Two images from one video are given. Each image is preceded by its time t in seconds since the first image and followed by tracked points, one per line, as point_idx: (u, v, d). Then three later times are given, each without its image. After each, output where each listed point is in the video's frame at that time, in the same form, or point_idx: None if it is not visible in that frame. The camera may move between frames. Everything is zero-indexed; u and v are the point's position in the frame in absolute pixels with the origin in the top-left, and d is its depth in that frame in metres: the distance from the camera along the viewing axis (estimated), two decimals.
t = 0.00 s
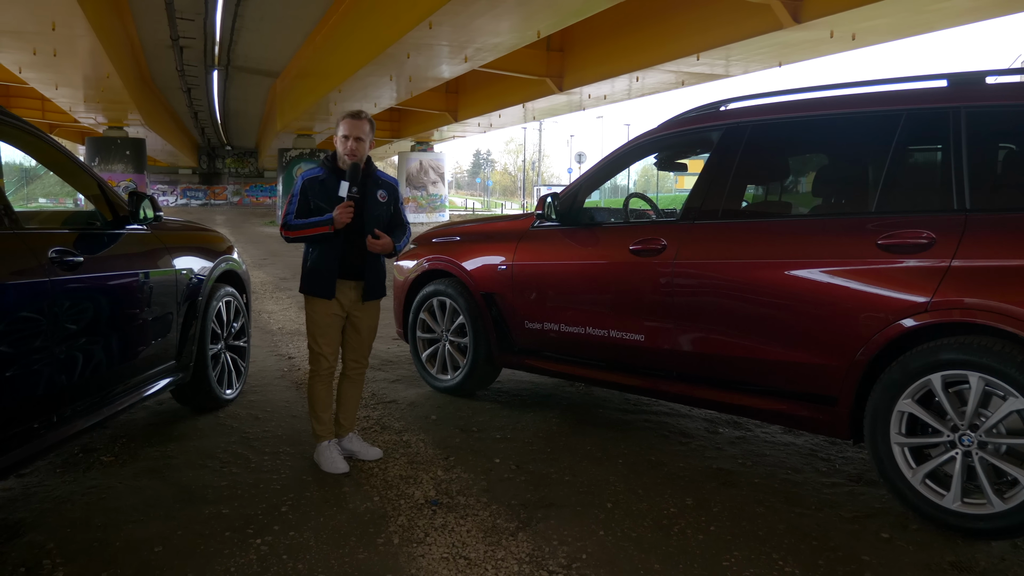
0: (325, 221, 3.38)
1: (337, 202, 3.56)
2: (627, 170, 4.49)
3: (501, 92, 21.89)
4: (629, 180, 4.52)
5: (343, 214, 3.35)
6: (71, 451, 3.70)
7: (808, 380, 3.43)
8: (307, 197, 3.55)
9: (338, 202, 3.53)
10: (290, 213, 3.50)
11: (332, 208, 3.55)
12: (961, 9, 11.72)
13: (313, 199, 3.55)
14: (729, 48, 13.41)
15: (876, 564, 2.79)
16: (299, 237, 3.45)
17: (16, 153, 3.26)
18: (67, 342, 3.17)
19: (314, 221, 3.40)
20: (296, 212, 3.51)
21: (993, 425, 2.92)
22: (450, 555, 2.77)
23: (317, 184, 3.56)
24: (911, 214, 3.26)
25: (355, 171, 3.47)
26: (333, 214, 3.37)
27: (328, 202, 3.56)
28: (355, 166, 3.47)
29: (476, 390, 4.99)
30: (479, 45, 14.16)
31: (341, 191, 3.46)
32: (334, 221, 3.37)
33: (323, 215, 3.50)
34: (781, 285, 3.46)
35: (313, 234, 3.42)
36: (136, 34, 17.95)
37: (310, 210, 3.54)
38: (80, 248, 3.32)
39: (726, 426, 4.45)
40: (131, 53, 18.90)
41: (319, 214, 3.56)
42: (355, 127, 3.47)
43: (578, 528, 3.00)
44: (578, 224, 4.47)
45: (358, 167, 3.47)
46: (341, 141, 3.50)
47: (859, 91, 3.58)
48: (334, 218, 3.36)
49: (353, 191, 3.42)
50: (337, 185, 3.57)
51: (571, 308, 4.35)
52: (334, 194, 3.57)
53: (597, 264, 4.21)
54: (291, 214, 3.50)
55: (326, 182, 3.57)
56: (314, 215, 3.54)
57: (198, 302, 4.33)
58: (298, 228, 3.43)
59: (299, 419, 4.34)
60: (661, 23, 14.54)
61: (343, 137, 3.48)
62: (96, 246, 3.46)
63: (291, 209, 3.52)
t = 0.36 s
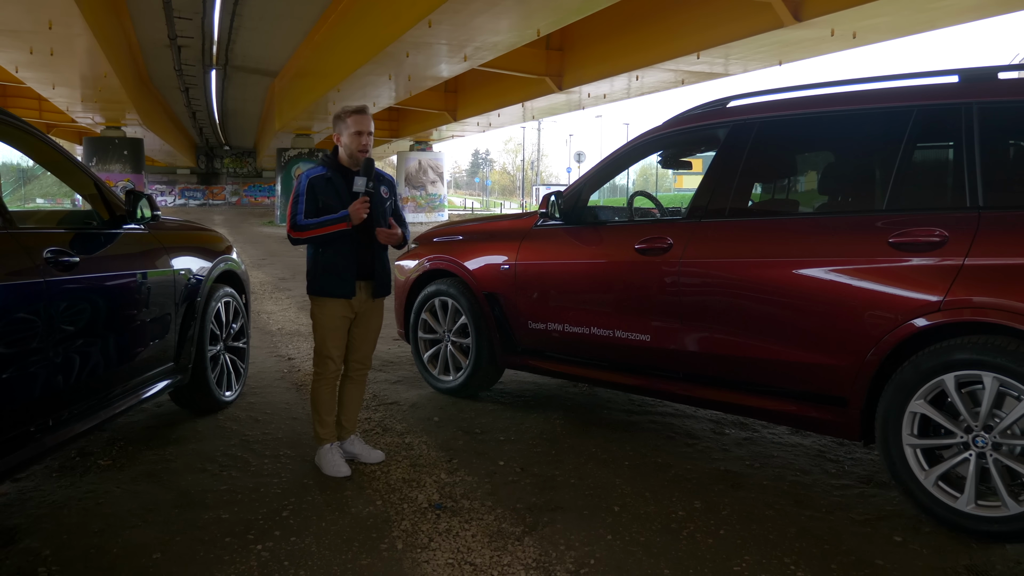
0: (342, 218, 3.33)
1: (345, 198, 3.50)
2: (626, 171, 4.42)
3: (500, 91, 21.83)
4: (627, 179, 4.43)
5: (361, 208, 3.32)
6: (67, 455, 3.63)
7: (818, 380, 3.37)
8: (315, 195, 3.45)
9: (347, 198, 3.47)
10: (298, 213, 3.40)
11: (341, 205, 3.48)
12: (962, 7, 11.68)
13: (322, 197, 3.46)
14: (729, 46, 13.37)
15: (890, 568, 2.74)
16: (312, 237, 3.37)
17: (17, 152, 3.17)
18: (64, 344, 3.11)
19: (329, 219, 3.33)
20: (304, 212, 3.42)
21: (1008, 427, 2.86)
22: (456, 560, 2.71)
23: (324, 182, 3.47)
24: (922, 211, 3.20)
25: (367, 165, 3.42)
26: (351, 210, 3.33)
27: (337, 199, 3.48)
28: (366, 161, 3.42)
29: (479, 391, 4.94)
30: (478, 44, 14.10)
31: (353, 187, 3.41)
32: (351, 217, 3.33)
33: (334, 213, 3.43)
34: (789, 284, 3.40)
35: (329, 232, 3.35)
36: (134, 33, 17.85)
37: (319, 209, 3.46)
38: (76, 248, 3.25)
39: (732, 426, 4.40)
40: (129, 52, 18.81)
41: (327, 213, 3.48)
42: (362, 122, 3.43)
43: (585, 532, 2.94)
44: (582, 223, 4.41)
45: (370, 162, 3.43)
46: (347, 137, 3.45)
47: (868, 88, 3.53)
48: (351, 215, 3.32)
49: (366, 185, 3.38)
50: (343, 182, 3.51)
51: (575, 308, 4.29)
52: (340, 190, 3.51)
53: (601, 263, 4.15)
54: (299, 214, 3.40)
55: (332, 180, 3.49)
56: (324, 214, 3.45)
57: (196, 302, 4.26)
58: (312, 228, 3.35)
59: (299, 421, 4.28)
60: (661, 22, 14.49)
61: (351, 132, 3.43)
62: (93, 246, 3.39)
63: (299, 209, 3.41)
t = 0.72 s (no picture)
0: (360, 216, 3.24)
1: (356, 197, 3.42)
2: (630, 171, 4.35)
3: (504, 90, 21.75)
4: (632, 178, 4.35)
5: (377, 205, 3.27)
6: (69, 458, 3.58)
7: (833, 382, 3.30)
8: (328, 194, 3.34)
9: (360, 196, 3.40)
10: (314, 214, 3.29)
11: (353, 204, 3.40)
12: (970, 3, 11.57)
13: (336, 196, 3.35)
14: (734, 44, 13.27)
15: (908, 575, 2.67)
16: (331, 237, 3.26)
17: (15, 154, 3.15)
18: (66, 345, 3.06)
19: (348, 218, 3.24)
20: (319, 212, 3.30)
21: None
22: (464, 567, 2.65)
23: (336, 180, 3.37)
24: (940, 209, 3.12)
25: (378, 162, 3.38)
26: (368, 208, 3.26)
27: (350, 198, 3.40)
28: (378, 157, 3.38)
29: (485, 393, 4.88)
30: (482, 43, 14.03)
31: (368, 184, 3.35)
32: (370, 214, 3.26)
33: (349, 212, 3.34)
34: (802, 283, 3.33)
35: (347, 231, 3.25)
36: (137, 33, 17.83)
37: (332, 209, 3.35)
38: (77, 249, 3.20)
39: (743, 428, 4.33)
40: (133, 52, 18.80)
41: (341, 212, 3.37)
42: (368, 119, 3.39)
43: (595, 538, 2.88)
44: (590, 222, 4.34)
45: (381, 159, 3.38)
46: (354, 134, 3.40)
47: (882, 83, 3.45)
48: (369, 212, 3.26)
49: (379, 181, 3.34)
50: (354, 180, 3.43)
51: (583, 308, 4.22)
52: (351, 189, 3.43)
53: (610, 263, 4.08)
54: (315, 215, 3.29)
55: (343, 178, 3.40)
56: (338, 213, 3.35)
57: (199, 303, 4.21)
58: (332, 227, 3.24)
59: (304, 422, 4.22)
60: (665, 19, 14.41)
61: (358, 130, 3.38)
62: (94, 246, 3.34)
63: (314, 209, 3.30)
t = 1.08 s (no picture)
0: (367, 220, 3.18)
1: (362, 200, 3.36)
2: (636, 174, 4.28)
3: (510, 92, 21.70)
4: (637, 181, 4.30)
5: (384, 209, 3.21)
6: (68, 464, 3.52)
7: (849, 390, 3.21)
8: (334, 198, 3.27)
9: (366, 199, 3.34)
10: (320, 218, 3.21)
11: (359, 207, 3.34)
12: (981, 5, 11.46)
13: (342, 200, 3.28)
14: (741, 46, 13.18)
15: None
16: (338, 242, 3.20)
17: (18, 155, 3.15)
18: (65, 349, 3.00)
19: (354, 223, 3.17)
20: (326, 216, 3.23)
21: None
22: None
23: (342, 183, 3.30)
24: (961, 212, 3.03)
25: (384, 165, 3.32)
26: (375, 212, 3.20)
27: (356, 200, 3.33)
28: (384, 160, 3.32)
29: (491, 398, 4.81)
30: (488, 45, 13.98)
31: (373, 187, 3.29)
32: (376, 218, 3.20)
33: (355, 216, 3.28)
34: (816, 288, 3.25)
35: (354, 235, 3.19)
36: (143, 35, 17.84)
37: (338, 213, 3.28)
38: (77, 252, 3.14)
39: (754, 436, 4.24)
40: (139, 54, 18.81)
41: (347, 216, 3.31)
42: (374, 121, 3.33)
43: (605, 550, 2.80)
44: (599, 225, 4.26)
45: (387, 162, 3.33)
46: (359, 136, 3.34)
47: (899, 83, 3.37)
48: (376, 216, 3.20)
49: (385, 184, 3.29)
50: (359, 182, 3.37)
51: (591, 313, 4.15)
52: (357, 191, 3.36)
53: (619, 267, 4.00)
54: (321, 218, 3.21)
55: (349, 181, 3.33)
56: (344, 216, 3.28)
57: (202, 307, 4.15)
58: (339, 232, 3.18)
59: (307, 428, 4.16)
60: (672, 21, 14.33)
61: (364, 131, 3.32)
62: (94, 249, 3.28)
63: (321, 213, 3.22)
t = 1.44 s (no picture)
0: (356, 217, 3.10)
1: (360, 197, 3.28)
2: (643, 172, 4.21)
3: (516, 89, 21.63)
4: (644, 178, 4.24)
5: (374, 207, 3.08)
6: (71, 466, 3.47)
7: (869, 392, 3.13)
8: (328, 194, 3.25)
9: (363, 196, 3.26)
10: (311, 213, 3.19)
11: (356, 204, 3.28)
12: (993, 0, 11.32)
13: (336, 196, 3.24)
14: (750, 42, 13.08)
15: None
16: (325, 238, 3.15)
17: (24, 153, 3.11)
18: (66, 349, 2.93)
19: (342, 219, 3.11)
20: (317, 212, 3.20)
21: None
22: None
23: (338, 179, 3.27)
24: (987, 209, 2.93)
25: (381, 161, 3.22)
26: (365, 209, 3.09)
27: (352, 197, 3.27)
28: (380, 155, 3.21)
29: (499, 399, 4.74)
30: (495, 42, 13.89)
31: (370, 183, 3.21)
32: (366, 215, 3.09)
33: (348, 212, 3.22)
34: (834, 288, 3.17)
35: (342, 232, 3.12)
36: (150, 33, 17.81)
37: (332, 209, 3.25)
38: (79, 250, 3.09)
39: (768, 437, 4.17)
40: (145, 53, 18.80)
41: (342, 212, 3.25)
42: (375, 116, 3.23)
43: (618, 557, 2.72)
44: (609, 223, 4.19)
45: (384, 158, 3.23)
46: (359, 131, 3.26)
47: (919, 78, 3.27)
48: (366, 213, 3.09)
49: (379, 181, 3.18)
50: (358, 179, 3.30)
51: (601, 312, 4.08)
52: (355, 189, 3.29)
53: (630, 266, 3.92)
54: (312, 214, 3.19)
55: (346, 177, 3.29)
56: (337, 213, 3.24)
57: (206, 306, 4.09)
58: (325, 228, 3.13)
59: (313, 429, 4.10)
60: (681, 18, 14.22)
61: (363, 126, 3.23)
62: (97, 248, 3.22)
63: (312, 209, 3.20)
